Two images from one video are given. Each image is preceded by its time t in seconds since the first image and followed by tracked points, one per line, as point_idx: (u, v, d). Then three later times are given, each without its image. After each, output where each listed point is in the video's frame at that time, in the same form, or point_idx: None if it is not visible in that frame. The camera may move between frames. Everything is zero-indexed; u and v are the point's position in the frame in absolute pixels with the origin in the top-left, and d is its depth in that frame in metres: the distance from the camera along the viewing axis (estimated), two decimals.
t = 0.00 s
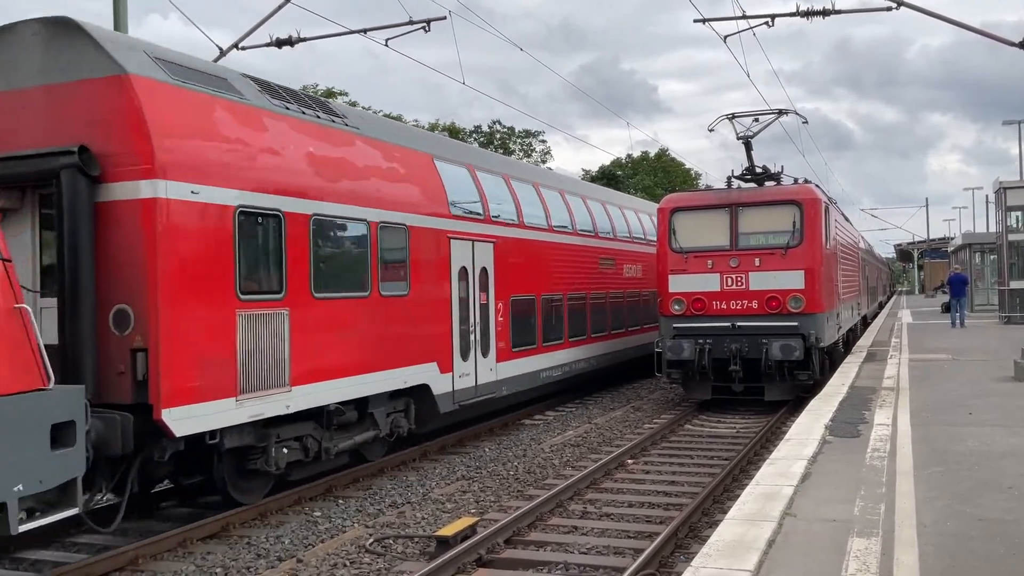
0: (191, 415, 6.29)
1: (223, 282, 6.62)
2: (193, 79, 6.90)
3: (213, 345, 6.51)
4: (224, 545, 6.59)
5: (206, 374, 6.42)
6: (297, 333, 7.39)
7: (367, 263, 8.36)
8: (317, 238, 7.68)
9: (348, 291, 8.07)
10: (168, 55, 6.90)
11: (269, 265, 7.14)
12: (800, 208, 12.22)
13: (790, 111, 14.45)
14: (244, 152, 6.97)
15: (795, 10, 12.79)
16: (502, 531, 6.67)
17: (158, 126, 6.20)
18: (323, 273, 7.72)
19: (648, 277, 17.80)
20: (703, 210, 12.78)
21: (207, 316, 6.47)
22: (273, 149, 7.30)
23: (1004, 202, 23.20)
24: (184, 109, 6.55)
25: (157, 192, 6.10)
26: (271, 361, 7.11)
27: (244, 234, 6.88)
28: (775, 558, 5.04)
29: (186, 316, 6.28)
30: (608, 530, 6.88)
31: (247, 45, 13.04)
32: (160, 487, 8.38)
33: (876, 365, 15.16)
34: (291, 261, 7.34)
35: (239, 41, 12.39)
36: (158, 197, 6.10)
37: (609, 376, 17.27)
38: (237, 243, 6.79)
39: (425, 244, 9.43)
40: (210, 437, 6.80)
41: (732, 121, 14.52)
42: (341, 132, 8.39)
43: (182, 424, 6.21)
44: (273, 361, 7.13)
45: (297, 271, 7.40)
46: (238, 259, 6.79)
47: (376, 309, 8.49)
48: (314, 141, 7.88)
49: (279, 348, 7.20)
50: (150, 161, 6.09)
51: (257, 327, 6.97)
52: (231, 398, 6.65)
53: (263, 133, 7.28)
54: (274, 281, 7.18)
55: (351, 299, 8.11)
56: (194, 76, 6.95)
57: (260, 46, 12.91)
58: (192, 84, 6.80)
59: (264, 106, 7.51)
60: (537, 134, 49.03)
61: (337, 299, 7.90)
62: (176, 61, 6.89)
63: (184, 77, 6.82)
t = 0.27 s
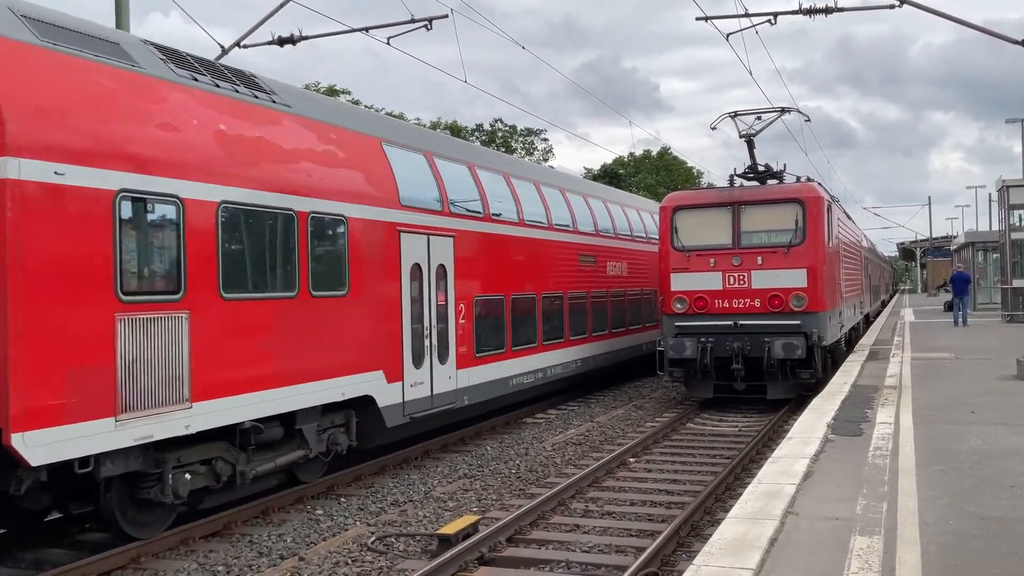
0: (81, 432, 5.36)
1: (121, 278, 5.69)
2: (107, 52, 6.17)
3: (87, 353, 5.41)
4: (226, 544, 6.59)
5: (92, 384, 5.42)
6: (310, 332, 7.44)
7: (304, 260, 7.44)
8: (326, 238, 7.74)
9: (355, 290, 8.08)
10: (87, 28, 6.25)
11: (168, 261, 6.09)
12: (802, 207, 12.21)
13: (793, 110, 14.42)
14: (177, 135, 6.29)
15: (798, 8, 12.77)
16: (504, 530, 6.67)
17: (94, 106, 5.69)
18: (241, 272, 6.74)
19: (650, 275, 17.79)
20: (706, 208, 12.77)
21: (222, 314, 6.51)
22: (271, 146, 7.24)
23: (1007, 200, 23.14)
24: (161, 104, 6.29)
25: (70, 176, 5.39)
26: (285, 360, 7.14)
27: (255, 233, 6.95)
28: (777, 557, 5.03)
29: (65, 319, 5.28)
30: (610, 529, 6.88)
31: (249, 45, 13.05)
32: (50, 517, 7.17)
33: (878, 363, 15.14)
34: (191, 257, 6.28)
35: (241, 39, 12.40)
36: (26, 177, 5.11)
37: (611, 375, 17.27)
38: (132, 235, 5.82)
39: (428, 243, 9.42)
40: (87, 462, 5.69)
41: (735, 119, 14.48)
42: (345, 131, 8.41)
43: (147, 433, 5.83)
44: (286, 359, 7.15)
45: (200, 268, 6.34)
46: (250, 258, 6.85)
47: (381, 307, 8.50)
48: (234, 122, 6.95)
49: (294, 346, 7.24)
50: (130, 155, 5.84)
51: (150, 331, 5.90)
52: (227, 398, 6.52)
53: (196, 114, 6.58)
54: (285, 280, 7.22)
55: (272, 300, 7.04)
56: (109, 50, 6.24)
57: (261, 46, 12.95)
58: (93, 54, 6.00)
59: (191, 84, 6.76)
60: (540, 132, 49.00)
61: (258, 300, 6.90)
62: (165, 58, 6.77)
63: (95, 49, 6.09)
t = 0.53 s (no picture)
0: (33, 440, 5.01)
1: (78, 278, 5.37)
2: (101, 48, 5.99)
3: None
4: (228, 543, 6.60)
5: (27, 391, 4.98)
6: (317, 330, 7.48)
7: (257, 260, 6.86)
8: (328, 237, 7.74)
9: (358, 289, 8.11)
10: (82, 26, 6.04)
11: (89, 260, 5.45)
12: (804, 207, 12.21)
13: (794, 109, 14.41)
14: (169, 132, 6.13)
15: (799, 8, 12.78)
16: (506, 529, 6.68)
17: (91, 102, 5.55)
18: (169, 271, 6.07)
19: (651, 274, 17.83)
20: (707, 207, 12.76)
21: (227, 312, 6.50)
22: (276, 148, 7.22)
23: (1008, 200, 23.13)
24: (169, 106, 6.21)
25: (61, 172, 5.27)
26: (291, 359, 7.15)
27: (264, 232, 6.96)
28: (778, 556, 5.04)
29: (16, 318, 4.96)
30: (612, 528, 6.88)
31: (251, 45, 13.05)
32: None
33: (879, 362, 15.14)
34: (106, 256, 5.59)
35: (243, 39, 12.44)
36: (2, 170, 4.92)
37: (612, 374, 17.28)
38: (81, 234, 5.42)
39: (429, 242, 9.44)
40: None
41: (736, 118, 14.48)
42: (347, 132, 8.41)
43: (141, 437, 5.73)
44: (293, 359, 7.17)
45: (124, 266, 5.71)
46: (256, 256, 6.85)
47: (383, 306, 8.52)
48: (174, 105, 6.25)
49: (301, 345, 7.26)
50: (132, 155, 5.80)
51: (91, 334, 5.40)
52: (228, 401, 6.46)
53: (189, 110, 6.38)
54: (294, 279, 7.23)
55: (206, 302, 6.31)
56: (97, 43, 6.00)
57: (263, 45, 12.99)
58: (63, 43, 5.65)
59: (172, 77, 6.41)
60: (541, 131, 49.01)
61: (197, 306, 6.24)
62: (182, 57, 6.74)
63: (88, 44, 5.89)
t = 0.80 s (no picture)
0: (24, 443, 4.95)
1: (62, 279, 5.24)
2: (108, 48, 5.94)
3: None
4: (230, 543, 6.60)
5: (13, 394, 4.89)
6: (316, 330, 7.51)
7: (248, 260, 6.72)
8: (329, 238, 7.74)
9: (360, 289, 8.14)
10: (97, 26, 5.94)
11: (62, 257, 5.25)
12: (806, 206, 12.20)
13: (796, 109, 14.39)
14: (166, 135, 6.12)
15: (801, 7, 12.77)
16: (508, 529, 6.69)
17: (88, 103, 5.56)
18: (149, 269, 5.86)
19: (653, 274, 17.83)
20: (709, 207, 12.75)
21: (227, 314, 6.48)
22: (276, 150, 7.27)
23: (1011, 200, 23.08)
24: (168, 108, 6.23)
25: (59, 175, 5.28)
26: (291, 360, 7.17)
27: (269, 232, 6.97)
28: (780, 556, 5.03)
29: None
30: (613, 528, 6.88)
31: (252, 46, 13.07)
32: None
33: (882, 362, 15.12)
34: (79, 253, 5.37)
35: (245, 39, 12.44)
36: None
37: (614, 374, 17.29)
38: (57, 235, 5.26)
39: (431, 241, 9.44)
40: None
41: (738, 118, 14.45)
42: (348, 132, 8.43)
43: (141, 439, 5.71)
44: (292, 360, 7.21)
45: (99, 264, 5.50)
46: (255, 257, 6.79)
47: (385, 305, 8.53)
48: (167, 105, 6.21)
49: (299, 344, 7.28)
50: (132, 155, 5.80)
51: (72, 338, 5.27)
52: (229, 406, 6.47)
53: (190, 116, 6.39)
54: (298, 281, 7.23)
55: (188, 303, 6.13)
56: (105, 41, 5.94)
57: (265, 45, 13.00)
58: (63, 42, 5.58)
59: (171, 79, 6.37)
60: (543, 132, 49.02)
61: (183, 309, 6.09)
62: (191, 58, 6.72)
63: (93, 44, 5.82)
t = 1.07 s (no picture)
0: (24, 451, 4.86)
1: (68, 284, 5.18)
2: (109, 51, 5.87)
3: None
4: (232, 544, 6.61)
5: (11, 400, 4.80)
6: (319, 331, 7.53)
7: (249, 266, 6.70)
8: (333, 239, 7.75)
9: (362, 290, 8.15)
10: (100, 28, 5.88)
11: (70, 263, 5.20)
12: (808, 207, 12.19)
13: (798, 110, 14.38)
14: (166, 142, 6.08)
15: (803, 8, 12.75)
16: (510, 530, 6.68)
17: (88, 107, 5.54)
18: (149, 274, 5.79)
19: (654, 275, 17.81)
20: (712, 208, 12.74)
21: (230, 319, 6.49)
22: (279, 152, 7.27)
23: (1013, 200, 23.06)
24: (166, 113, 6.21)
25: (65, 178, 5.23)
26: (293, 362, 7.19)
27: (272, 233, 6.98)
28: (782, 557, 5.03)
29: None
30: (616, 530, 6.87)
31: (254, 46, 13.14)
32: None
33: (884, 363, 15.12)
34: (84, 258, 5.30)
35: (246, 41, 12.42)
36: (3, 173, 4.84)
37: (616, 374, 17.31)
38: (65, 239, 5.19)
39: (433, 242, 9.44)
40: None
41: (740, 119, 14.43)
42: (350, 133, 8.43)
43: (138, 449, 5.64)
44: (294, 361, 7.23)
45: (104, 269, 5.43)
46: (258, 261, 6.79)
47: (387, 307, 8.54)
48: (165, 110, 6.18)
49: (301, 345, 7.29)
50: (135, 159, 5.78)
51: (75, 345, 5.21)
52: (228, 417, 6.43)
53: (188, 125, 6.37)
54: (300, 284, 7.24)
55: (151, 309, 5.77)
56: (106, 45, 5.87)
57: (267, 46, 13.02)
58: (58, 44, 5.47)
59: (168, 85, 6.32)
60: (545, 133, 49.03)
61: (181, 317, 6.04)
62: (194, 61, 6.68)
63: (95, 47, 5.76)
